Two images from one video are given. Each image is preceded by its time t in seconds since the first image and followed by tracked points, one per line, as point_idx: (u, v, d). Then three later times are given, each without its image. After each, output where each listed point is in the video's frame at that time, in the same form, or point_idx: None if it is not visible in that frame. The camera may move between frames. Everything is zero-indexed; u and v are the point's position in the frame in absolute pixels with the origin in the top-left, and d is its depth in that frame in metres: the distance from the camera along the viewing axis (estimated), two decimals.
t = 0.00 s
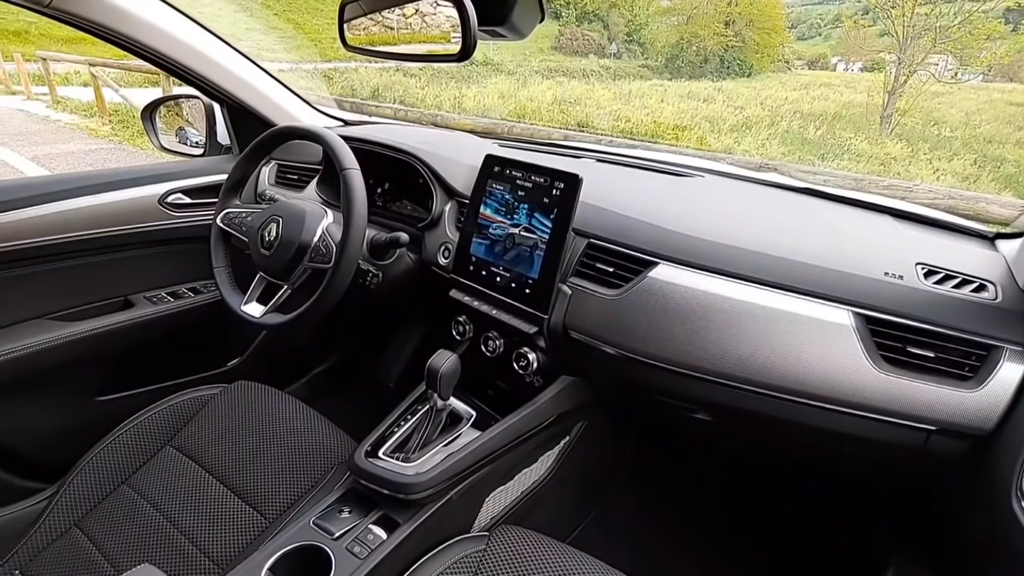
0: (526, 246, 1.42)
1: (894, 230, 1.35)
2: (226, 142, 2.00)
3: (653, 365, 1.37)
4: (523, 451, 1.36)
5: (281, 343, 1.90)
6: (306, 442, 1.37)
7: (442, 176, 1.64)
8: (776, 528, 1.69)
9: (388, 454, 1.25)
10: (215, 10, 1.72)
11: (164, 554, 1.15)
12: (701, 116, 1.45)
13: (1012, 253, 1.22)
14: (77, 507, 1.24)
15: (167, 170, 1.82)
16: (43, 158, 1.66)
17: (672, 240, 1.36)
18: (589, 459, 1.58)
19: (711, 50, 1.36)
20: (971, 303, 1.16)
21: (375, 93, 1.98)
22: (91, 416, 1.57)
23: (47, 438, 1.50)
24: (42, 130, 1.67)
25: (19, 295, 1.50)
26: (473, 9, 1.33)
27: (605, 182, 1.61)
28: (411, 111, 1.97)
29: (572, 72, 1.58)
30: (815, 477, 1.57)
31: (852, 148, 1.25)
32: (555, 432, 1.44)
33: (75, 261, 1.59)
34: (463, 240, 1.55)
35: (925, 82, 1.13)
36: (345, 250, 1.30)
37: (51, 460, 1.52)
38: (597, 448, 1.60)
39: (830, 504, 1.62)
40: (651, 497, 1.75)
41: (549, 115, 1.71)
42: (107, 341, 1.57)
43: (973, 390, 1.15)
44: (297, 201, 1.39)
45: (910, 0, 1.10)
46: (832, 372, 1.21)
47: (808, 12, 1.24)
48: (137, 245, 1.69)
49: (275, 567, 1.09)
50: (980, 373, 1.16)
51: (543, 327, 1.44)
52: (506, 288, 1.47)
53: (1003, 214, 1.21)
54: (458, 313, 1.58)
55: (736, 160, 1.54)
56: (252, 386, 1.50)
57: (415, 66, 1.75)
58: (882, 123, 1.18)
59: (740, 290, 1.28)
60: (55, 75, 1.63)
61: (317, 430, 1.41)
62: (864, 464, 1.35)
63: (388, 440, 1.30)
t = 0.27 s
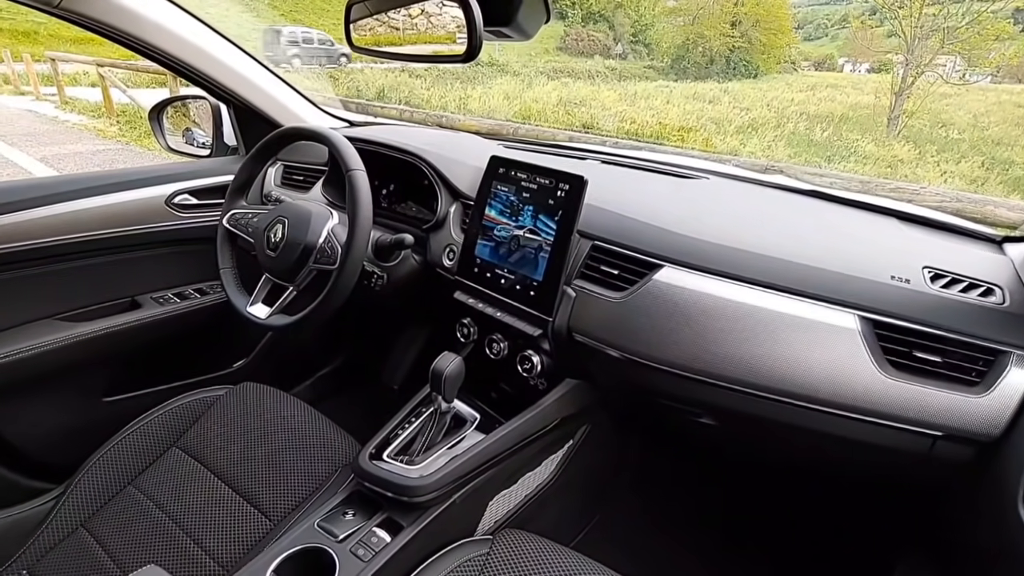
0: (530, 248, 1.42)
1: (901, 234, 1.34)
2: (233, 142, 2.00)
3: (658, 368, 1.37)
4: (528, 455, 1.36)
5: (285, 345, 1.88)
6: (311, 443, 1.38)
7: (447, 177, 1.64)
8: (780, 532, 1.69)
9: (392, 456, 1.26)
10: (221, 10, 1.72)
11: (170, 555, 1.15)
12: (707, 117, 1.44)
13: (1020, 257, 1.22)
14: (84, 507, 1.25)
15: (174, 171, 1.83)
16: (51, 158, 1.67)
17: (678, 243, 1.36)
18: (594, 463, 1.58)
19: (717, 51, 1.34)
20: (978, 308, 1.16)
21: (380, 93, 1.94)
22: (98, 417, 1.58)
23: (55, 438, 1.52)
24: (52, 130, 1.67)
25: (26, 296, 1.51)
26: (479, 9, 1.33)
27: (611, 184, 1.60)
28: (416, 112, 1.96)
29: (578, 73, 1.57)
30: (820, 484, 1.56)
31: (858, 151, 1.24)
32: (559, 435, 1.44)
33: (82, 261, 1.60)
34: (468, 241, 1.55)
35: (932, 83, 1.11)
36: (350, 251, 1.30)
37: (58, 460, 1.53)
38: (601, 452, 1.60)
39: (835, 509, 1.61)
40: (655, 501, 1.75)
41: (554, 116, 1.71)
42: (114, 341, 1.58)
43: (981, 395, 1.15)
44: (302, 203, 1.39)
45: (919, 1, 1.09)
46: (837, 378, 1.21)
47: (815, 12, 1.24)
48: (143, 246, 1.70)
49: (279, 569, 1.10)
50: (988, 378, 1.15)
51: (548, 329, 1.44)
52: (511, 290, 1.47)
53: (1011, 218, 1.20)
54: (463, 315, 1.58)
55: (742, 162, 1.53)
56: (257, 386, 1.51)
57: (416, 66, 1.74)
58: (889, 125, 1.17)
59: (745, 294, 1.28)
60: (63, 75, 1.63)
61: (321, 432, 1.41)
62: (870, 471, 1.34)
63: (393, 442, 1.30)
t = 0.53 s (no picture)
0: (535, 248, 1.42)
1: (908, 235, 1.33)
2: (239, 142, 2.01)
3: (662, 369, 1.37)
4: (531, 454, 1.36)
5: (290, 344, 1.91)
6: (315, 441, 1.38)
7: (452, 177, 1.64)
8: (786, 534, 1.69)
9: (396, 455, 1.26)
10: (228, 10, 1.73)
11: (176, 551, 1.16)
12: (713, 118, 1.43)
13: None
14: (91, 504, 1.26)
15: (181, 170, 1.84)
16: (60, 157, 1.68)
17: (683, 243, 1.36)
18: (598, 463, 1.58)
19: (723, 51, 1.35)
20: (985, 310, 1.15)
21: (386, 93, 1.97)
22: (105, 414, 1.60)
23: (62, 435, 1.53)
24: (61, 130, 1.68)
25: (34, 294, 1.52)
26: (484, 9, 1.32)
27: (616, 185, 1.60)
28: (422, 112, 1.97)
29: (583, 73, 1.57)
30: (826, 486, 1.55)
31: (865, 151, 1.24)
32: (563, 435, 1.44)
33: (90, 260, 1.61)
34: (472, 241, 1.55)
35: (940, 83, 1.11)
36: (355, 251, 1.31)
37: (64, 457, 1.54)
38: (605, 452, 1.60)
39: (841, 511, 1.61)
40: (659, 503, 1.75)
41: (559, 116, 1.71)
42: (122, 339, 1.59)
43: (987, 398, 1.13)
44: (308, 202, 1.39)
45: (927, 0, 1.09)
46: (842, 379, 1.20)
47: (822, 12, 1.23)
48: (151, 245, 1.71)
49: (284, 567, 1.10)
50: (994, 381, 1.14)
51: (552, 329, 1.45)
52: (515, 290, 1.47)
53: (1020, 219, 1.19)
54: (467, 315, 1.58)
55: (748, 162, 1.52)
56: (263, 385, 1.52)
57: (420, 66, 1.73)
58: (896, 125, 1.17)
59: (750, 295, 1.28)
60: (72, 75, 1.64)
61: (326, 430, 1.42)
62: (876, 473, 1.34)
63: (397, 441, 1.31)
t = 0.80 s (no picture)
0: (539, 248, 1.42)
1: (915, 236, 1.33)
2: (245, 142, 2.02)
3: (666, 369, 1.36)
4: (535, 454, 1.36)
5: (296, 343, 1.92)
6: (320, 440, 1.39)
7: (457, 177, 1.64)
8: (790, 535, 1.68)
9: (400, 455, 1.27)
10: (235, 11, 1.74)
11: (181, 548, 1.17)
12: (719, 118, 1.43)
13: None
14: (98, 501, 1.27)
15: (186, 169, 1.84)
16: (67, 157, 1.70)
17: (687, 244, 1.36)
18: (601, 463, 1.58)
19: (729, 51, 1.34)
20: (993, 311, 1.14)
21: (391, 93, 1.98)
22: (112, 412, 1.61)
23: (69, 432, 1.54)
24: (68, 129, 1.71)
25: (42, 292, 1.53)
26: (490, 9, 1.33)
27: (620, 185, 1.60)
28: (427, 112, 1.98)
29: (589, 73, 1.57)
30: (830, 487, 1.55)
31: (872, 152, 1.23)
32: (566, 435, 1.44)
33: (98, 259, 1.62)
34: (477, 241, 1.56)
35: (949, 84, 1.10)
36: (360, 250, 1.31)
37: (71, 454, 1.55)
38: (609, 452, 1.60)
39: (844, 513, 1.60)
40: (662, 503, 1.75)
41: (565, 117, 1.71)
42: (129, 337, 1.61)
43: (994, 400, 1.12)
44: (314, 201, 1.40)
45: (935, 1, 1.08)
46: (846, 380, 1.20)
47: (829, 12, 1.22)
48: (158, 244, 1.73)
49: (288, 565, 1.11)
50: (1001, 383, 1.13)
51: (556, 329, 1.45)
52: (520, 290, 1.47)
53: None
54: (472, 315, 1.59)
55: (753, 163, 1.52)
56: (268, 383, 1.53)
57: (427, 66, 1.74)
58: (904, 126, 1.17)
59: (754, 295, 1.28)
60: (80, 75, 1.66)
61: (330, 429, 1.43)
62: (881, 475, 1.33)
63: (401, 440, 1.31)
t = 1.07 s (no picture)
0: (544, 248, 1.42)
1: (921, 237, 1.32)
2: (252, 141, 2.02)
3: (670, 370, 1.36)
4: (539, 455, 1.36)
5: (302, 342, 1.93)
6: (324, 439, 1.39)
7: (462, 177, 1.65)
8: (794, 537, 1.68)
9: (404, 454, 1.27)
10: (242, 11, 1.75)
11: (187, 546, 1.18)
12: (724, 119, 1.43)
13: None
14: (104, 498, 1.28)
15: (193, 169, 1.85)
16: (76, 156, 1.71)
17: (692, 244, 1.36)
18: (605, 463, 1.58)
19: (736, 51, 1.34)
20: (1001, 314, 1.13)
21: (397, 93, 1.98)
22: (118, 409, 1.62)
23: (76, 429, 1.55)
24: (76, 129, 1.71)
25: (49, 290, 1.54)
26: (495, 10, 1.33)
27: (625, 186, 1.60)
28: (432, 112, 1.98)
29: (594, 74, 1.57)
30: (835, 490, 1.54)
31: (879, 153, 1.22)
32: (570, 435, 1.44)
33: (105, 257, 1.63)
34: (481, 241, 1.56)
35: (956, 84, 1.09)
36: (365, 250, 1.32)
37: (77, 451, 1.56)
38: (613, 453, 1.60)
39: (847, 514, 1.60)
40: (665, 504, 1.74)
41: (570, 117, 1.71)
42: (135, 335, 1.62)
43: (1002, 403, 1.12)
44: (319, 201, 1.41)
45: (943, 1, 1.08)
46: (851, 382, 1.20)
47: (837, 13, 1.22)
48: (164, 242, 1.74)
49: (293, 563, 1.11)
50: (1008, 386, 1.12)
51: (560, 330, 1.45)
52: (524, 290, 1.48)
53: None
54: (476, 314, 1.59)
55: (759, 164, 1.52)
56: (273, 382, 1.53)
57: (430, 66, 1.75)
58: (912, 126, 1.16)
59: (759, 296, 1.27)
60: (88, 75, 1.67)
61: (335, 428, 1.43)
62: (885, 477, 1.33)
63: (405, 440, 1.31)
